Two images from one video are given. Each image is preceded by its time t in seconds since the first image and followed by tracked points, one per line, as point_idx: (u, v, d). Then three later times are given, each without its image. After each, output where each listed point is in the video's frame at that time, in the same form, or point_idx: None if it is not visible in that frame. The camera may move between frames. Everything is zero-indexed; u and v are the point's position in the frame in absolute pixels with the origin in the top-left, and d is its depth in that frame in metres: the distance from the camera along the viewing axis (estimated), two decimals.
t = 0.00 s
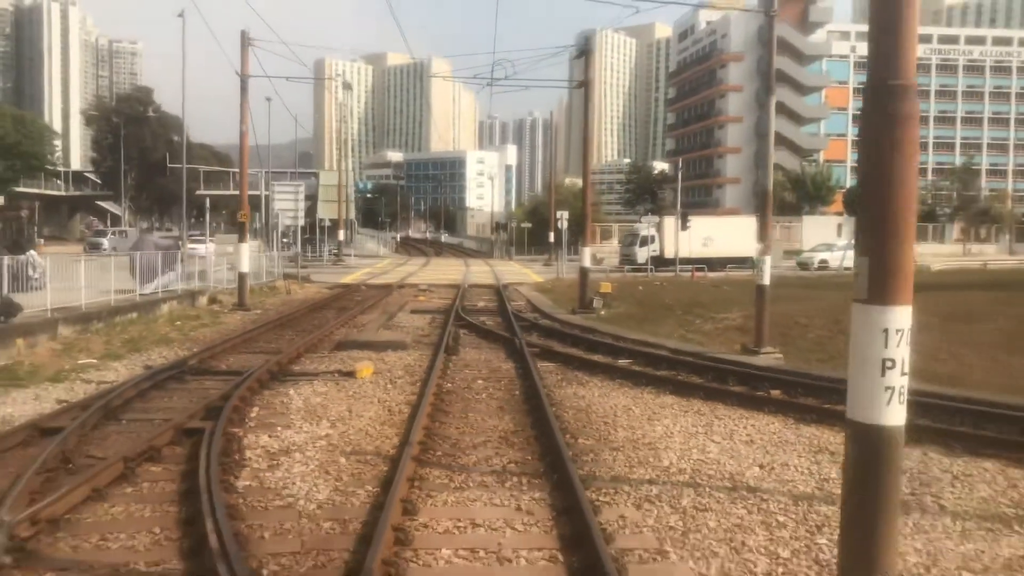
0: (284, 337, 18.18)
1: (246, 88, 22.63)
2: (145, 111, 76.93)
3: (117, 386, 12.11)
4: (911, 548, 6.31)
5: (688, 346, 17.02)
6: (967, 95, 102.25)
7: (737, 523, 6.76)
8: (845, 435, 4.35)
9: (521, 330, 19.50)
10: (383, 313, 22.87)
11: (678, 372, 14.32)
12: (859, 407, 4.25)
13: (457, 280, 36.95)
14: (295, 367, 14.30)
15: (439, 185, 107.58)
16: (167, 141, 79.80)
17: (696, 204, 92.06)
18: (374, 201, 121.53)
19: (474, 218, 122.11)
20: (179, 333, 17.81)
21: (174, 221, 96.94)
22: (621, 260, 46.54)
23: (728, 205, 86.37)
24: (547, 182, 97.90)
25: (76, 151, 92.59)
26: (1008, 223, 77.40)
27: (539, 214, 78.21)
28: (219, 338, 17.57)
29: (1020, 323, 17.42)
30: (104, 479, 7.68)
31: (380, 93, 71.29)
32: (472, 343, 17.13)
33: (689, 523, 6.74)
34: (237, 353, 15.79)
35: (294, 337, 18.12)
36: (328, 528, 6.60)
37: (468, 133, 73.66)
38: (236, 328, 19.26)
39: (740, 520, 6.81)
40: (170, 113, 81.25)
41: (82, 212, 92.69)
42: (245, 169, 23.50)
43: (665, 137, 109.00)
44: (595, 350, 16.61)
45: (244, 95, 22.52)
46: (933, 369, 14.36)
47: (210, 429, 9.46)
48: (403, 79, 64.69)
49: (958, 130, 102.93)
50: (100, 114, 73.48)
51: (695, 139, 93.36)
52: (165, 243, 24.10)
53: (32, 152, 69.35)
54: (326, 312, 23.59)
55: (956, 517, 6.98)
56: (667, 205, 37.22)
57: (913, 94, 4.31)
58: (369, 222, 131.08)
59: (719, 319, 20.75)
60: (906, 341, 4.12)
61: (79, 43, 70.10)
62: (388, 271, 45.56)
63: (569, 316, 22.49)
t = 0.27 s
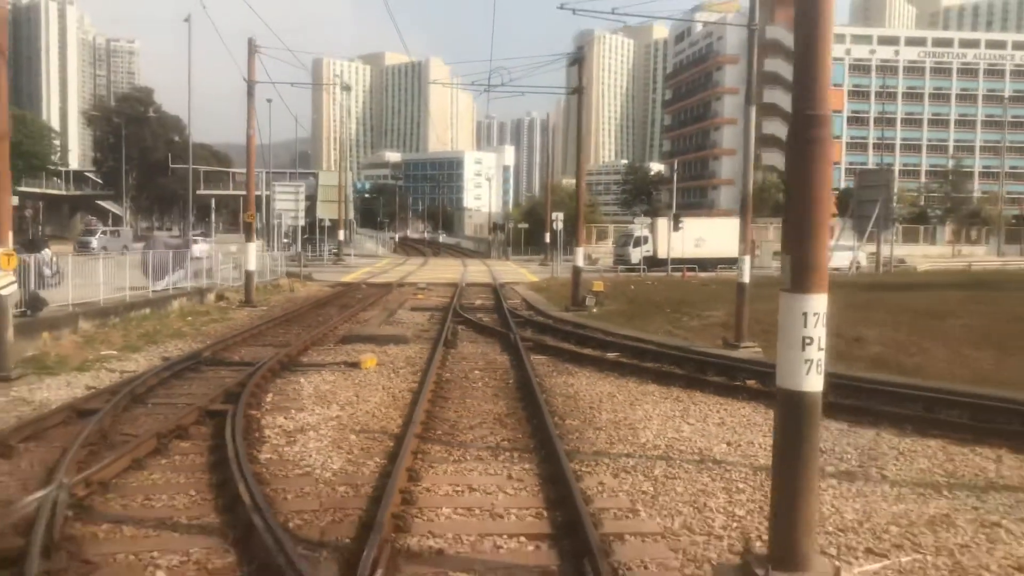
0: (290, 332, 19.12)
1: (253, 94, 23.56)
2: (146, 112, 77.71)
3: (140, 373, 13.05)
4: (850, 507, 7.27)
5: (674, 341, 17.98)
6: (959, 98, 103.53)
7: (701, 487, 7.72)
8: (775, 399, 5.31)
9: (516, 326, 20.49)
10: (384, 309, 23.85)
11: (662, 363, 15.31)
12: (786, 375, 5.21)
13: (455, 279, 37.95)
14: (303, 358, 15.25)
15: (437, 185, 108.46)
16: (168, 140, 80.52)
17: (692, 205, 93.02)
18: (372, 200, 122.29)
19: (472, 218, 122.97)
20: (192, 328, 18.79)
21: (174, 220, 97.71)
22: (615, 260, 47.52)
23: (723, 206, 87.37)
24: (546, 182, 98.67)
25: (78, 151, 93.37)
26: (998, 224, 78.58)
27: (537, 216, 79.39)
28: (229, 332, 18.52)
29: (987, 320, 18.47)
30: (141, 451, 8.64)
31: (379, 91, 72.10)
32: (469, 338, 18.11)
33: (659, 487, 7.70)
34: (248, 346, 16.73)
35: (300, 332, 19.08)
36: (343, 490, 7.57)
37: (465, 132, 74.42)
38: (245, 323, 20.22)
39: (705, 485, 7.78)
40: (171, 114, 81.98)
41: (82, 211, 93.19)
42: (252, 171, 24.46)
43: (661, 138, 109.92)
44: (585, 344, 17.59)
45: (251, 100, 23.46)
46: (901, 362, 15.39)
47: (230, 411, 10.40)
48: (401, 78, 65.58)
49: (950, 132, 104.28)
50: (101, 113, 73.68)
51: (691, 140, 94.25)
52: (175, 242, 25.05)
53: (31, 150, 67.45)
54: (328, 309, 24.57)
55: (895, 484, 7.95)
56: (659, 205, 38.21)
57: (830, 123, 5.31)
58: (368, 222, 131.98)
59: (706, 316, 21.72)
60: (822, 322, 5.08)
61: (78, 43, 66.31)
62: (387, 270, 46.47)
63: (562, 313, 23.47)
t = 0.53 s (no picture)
0: (295, 326, 20.05)
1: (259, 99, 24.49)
2: (148, 113, 77.66)
3: (158, 363, 13.95)
4: (802, 476, 8.24)
5: (661, 336, 18.95)
6: (951, 102, 104.73)
7: (673, 459, 8.67)
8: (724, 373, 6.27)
9: (511, 322, 21.46)
10: (384, 306, 24.83)
11: (648, 355, 16.30)
12: (733, 352, 6.16)
13: (453, 278, 38.92)
14: (309, 351, 16.18)
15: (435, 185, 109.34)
16: (169, 141, 81.20)
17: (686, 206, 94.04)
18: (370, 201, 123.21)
19: (469, 218, 123.88)
20: (202, 322, 19.74)
21: (174, 220, 98.43)
22: (610, 259, 48.40)
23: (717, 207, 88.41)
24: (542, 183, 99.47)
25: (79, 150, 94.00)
26: (987, 226, 79.83)
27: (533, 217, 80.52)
28: (237, 326, 19.46)
29: (954, 316, 19.54)
30: (170, 428, 9.56)
31: (377, 91, 72.84)
32: (466, 332, 19.05)
33: (635, 459, 8.67)
34: (256, 339, 17.66)
35: (305, 326, 20.04)
36: (354, 460, 8.51)
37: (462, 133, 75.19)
38: (252, 318, 21.18)
39: (676, 456, 8.74)
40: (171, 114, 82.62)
41: (82, 210, 93.81)
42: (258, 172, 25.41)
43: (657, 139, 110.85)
44: (576, 338, 18.56)
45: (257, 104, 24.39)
46: (870, 355, 16.41)
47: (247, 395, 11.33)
48: (400, 79, 66.41)
49: (942, 136, 105.46)
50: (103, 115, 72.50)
51: (686, 142, 95.23)
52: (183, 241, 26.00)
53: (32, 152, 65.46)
54: (330, 305, 25.53)
55: (846, 456, 8.91)
56: (652, 206, 39.18)
57: (771, 139, 6.31)
58: (365, 222, 132.87)
59: (692, 313, 22.72)
60: (763, 307, 6.03)
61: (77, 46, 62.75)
62: (386, 269, 47.39)
63: (555, 310, 24.44)
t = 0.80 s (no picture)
0: (298, 322, 20.92)
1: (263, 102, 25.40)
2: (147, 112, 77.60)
3: (173, 354, 14.84)
4: (763, 451, 9.18)
5: (648, 331, 19.87)
6: (946, 103, 105.24)
7: (649, 436, 9.61)
8: (686, 357, 7.23)
9: (506, 318, 22.35)
10: (383, 303, 25.72)
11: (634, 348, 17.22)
12: (694, 337, 7.14)
13: (450, 276, 39.77)
14: (314, 344, 17.08)
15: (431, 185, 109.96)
16: (168, 140, 81.81)
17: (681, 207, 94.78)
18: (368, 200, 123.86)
19: (466, 218, 124.54)
20: (210, 317, 20.67)
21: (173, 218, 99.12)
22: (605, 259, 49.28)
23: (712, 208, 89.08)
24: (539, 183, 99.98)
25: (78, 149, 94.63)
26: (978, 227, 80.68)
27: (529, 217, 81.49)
28: (244, 321, 20.37)
29: (928, 312, 20.51)
30: (192, 410, 10.48)
31: (374, 90, 73.26)
32: (462, 328, 19.93)
33: (614, 435, 9.62)
34: (263, 333, 18.56)
35: (309, 322, 20.93)
36: (361, 437, 9.44)
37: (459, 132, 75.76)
38: (257, 314, 22.09)
39: (651, 434, 9.69)
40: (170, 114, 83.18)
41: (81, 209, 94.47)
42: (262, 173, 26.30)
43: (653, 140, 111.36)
44: (566, 333, 19.47)
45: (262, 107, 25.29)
46: (844, 349, 17.38)
47: (260, 382, 12.25)
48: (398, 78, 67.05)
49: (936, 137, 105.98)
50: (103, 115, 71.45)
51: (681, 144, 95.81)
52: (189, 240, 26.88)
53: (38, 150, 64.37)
54: (332, 302, 26.43)
55: (804, 435, 9.88)
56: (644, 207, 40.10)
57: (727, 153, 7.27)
58: (363, 221, 133.52)
59: (680, 310, 23.63)
60: (719, 298, 6.99)
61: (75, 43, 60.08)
62: (384, 268, 48.22)
63: (549, 307, 25.34)
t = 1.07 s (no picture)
0: (302, 317, 21.87)
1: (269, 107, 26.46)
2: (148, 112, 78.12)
3: (188, 346, 15.81)
4: (730, 430, 10.17)
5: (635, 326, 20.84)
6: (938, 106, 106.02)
7: (627, 417, 10.60)
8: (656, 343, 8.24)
9: (500, 314, 23.31)
10: (383, 300, 26.68)
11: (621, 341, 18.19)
12: (662, 324, 8.15)
13: (447, 275, 40.67)
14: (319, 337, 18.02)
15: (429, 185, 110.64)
16: (168, 140, 82.45)
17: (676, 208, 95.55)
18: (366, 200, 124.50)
19: (463, 218, 125.22)
20: (218, 312, 21.66)
21: (172, 217, 99.72)
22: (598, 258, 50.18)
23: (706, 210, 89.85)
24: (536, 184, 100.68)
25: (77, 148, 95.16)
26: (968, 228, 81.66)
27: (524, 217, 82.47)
28: (250, 316, 21.33)
29: (902, 309, 21.52)
30: (212, 394, 11.45)
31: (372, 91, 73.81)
32: (459, 323, 20.88)
33: (596, 416, 10.61)
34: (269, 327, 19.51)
35: (312, 317, 21.90)
36: (367, 417, 10.42)
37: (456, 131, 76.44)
38: (262, 310, 23.06)
39: (630, 415, 10.68)
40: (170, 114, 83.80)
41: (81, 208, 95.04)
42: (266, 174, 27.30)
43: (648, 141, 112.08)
44: (558, 329, 20.41)
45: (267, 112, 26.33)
46: (819, 343, 18.38)
47: (271, 370, 13.22)
48: (395, 78, 67.76)
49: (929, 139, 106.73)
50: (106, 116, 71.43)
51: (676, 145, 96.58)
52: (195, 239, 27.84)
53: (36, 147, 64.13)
54: (333, 299, 27.39)
55: (770, 417, 10.86)
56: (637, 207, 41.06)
57: (691, 166, 8.27)
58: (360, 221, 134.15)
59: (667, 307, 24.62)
60: (684, 290, 7.98)
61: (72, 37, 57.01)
62: (383, 266, 49.06)
63: (541, 305, 26.31)
